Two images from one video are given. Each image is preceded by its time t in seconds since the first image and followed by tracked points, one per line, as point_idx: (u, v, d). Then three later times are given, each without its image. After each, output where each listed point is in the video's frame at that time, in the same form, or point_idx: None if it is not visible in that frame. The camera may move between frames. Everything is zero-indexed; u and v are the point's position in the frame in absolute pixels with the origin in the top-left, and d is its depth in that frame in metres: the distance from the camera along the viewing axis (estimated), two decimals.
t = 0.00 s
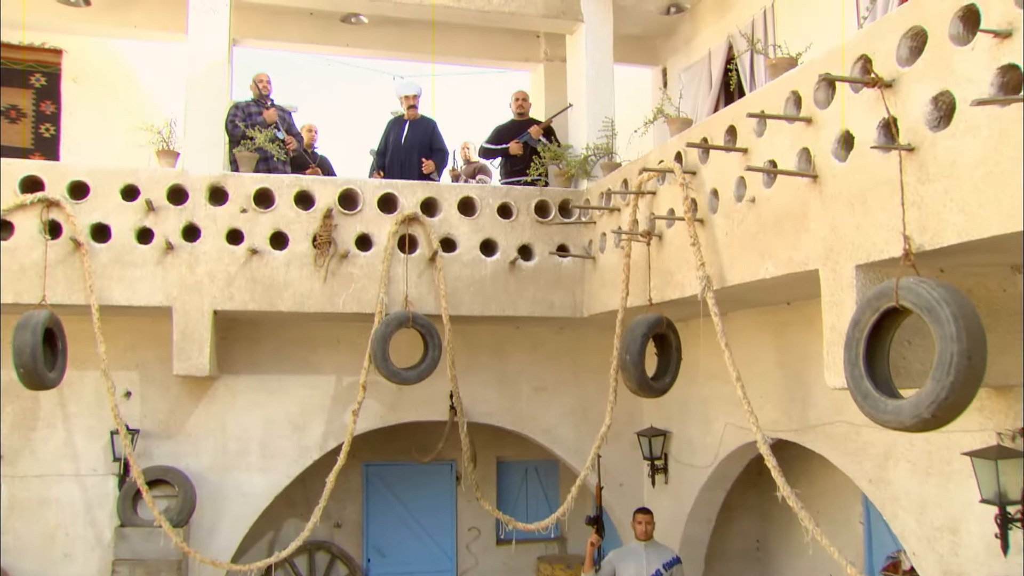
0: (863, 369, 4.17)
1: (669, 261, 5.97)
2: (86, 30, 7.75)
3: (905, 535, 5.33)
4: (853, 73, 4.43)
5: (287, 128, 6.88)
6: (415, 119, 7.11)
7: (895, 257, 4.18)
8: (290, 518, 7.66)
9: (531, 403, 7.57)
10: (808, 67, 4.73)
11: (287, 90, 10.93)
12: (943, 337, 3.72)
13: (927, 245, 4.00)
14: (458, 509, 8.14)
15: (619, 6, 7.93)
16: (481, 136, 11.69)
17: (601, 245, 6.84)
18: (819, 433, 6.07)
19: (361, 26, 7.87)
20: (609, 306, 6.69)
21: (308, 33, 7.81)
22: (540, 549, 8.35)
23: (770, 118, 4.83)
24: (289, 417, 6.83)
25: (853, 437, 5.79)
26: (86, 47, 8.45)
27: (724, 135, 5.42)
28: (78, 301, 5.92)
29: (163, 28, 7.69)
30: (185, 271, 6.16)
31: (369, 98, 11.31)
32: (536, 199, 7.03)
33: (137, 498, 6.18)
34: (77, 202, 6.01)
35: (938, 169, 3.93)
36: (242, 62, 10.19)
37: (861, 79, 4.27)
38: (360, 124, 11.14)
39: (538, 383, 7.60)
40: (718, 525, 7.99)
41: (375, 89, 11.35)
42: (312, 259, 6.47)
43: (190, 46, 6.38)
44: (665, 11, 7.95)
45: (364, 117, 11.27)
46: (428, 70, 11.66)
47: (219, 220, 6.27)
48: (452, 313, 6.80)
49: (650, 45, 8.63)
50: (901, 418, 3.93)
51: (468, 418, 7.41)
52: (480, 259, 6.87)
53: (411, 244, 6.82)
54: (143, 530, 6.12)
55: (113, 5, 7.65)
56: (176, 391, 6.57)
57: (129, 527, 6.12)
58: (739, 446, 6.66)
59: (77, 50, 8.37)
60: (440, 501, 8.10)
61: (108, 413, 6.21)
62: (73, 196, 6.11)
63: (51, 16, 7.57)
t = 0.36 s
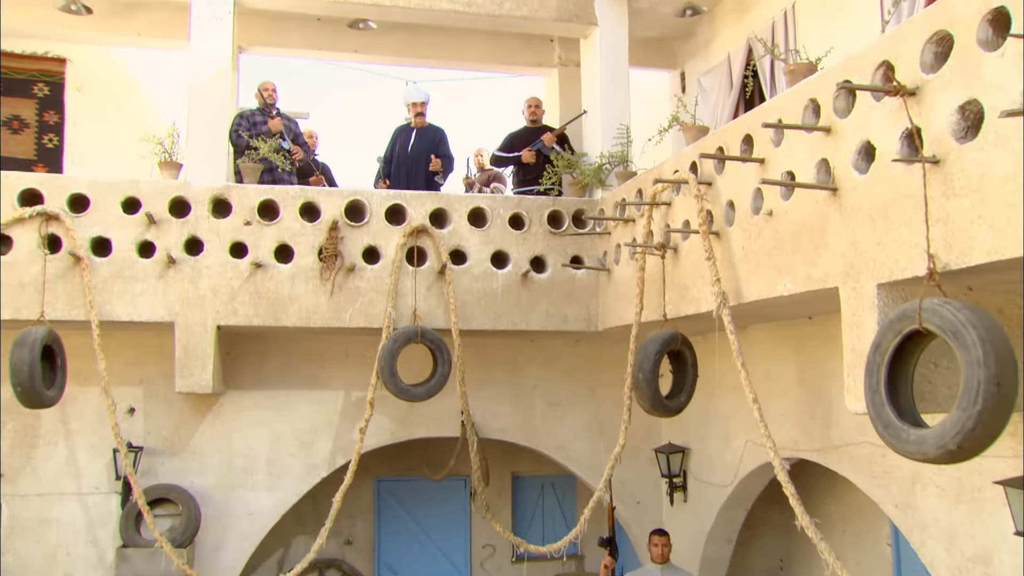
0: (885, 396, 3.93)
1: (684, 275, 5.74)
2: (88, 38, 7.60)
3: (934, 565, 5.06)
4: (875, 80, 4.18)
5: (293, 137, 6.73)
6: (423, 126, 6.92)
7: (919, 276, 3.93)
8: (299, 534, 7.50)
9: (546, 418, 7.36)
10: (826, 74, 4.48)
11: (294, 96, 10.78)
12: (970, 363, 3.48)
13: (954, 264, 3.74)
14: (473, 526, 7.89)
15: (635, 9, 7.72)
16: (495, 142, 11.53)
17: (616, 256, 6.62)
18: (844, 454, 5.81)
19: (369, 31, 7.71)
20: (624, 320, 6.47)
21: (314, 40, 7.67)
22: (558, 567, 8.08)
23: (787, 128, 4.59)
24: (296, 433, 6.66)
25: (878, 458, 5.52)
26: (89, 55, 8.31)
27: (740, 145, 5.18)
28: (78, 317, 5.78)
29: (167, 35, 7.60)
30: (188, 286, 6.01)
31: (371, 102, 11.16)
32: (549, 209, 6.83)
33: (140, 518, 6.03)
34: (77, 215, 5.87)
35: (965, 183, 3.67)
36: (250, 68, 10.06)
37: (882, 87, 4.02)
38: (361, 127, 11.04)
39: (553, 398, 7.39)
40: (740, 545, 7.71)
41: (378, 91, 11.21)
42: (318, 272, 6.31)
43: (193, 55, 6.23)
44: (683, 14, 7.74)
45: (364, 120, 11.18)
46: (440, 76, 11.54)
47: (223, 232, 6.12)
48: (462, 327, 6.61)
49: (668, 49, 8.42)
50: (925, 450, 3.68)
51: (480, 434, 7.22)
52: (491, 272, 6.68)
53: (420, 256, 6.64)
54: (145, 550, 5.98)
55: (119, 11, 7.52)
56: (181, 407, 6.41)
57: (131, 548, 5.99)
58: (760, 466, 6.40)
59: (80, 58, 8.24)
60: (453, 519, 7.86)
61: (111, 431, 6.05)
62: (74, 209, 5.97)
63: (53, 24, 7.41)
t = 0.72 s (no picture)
0: (908, 424, 3.69)
1: (699, 288, 5.51)
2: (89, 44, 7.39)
3: None
4: (897, 87, 3.93)
5: (298, 146, 6.57)
6: (430, 134, 6.74)
7: (944, 296, 3.68)
8: (307, 551, 7.35)
9: (559, 433, 7.15)
10: (845, 80, 4.24)
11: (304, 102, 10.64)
12: (998, 392, 3.23)
13: (981, 284, 3.49)
14: (486, 543, 7.65)
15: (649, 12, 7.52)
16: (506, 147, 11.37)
17: (630, 267, 6.40)
18: (868, 475, 5.55)
19: (375, 36, 7.55)
20: (638, 334, 6.24)
21: (320, 45, 7.53)
22: None
23: (804, 137, 4.35)
24: (301, 450, 6.49)
25: (903, 481, 5.26)
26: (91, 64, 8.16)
27: (756, 154, 4.94)
28: (76, 332, 5.64)
29: (167, 42, 7.47)
30: (188, 299, 5.86)
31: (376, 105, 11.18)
32: (560, 218, 6.62)
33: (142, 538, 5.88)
34: (75, 228, 5.74)
35: (993, 198, 3.42)
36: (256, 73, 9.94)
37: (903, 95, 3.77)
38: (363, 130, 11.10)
39: (566, 412, 7.18)
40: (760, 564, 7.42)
41: (381, 95, 11.22)
42: (322, 285, 6.15)
43: (193, 61, 6.08)
44: (699, 16, 7.52)
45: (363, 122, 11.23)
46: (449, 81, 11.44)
47: (224, 244, 5.96)
48: (471, 341, 6.42)
49: (686, 51, 8.21)
50: (951, 484, 3.44)
51: (491, 449, 7.02)
52: (501, 284, 6.48)
53: (427, 268, 6.45)
54: (145, 570, 5.78)
55: (120, 16, 7.34)
56: (184, 423, 6.26)
57: (131, 568, 5.81)
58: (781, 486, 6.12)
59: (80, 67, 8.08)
60: (465, 536, 7.64)
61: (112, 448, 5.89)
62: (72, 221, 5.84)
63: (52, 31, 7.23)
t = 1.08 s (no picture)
0: (935, 454, 3.43)
1: (716, 301, 5.28)
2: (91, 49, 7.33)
3: None
4: (923, 93, 3.67)
5: (302, 152, 6.41)
6: (439, 139, 6.54)
7: (972, 318, 3.42)
8: (315, 566, 7.19)
9: (573, 448, 6.92)
10: (867, 84, 3.99)
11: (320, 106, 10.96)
12: None
13: (1012, 306, 3.23)
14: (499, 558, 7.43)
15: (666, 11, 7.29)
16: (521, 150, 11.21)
17: (645, 277, 6.17)
18: (894, 496, 5.28)
19: (383, 38, 7.38)
20: (653, 347, 6.02)
21: (328, 48, 7.38)
22: None
23: (823, 145, 4.10)
24: (308, 465, 6.31)
25: (930, 505, 5.00)
26: (93, 65, 7.61)
27: (774, 162, 4.69)
28: (74, 346, 5.51)
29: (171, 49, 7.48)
30: (189, 312, 5.70)
31: (391, 105, 11.35)
32: (574, 226, 6.40)
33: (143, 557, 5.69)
34: (73, 239, 5.61)
35: None
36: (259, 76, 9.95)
37: (928, 102, 3.52)
38: (376, 130, 11.28)
39: (581, 425, 6.95)
40: None
41: (396, 95, 11.36)
42: (327, 297, 5.98)
43: (195, 67, 5.93)
44: (716, 15, 7.28)
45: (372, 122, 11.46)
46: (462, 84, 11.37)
47: (226, 255, 5.81)
48: (481, 354, 6.23)
49: (706, 50, 7.98)
50: (981, 523, 3.18)
51: (504, 464, 6.82)
52: (512, 295, 6.28)
53: (436, 278, 6.26)
54: None
55: (122, 21, 7.34)
56: (187, 438, 6.09)
57: None
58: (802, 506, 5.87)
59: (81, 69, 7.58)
60: (478, 552, 7.43)
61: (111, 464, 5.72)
62: (71, 232, 5.70)
63: (52, 38, 7.18)
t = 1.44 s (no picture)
0: (965, 488, 3.20)
1: (734, 314, 5.05)
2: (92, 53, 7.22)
3: None
4: (950, 99, 3.42)
5: (307, 159, 6.24)
6: (448, 145, 6.34)
7: (1005, 341, 3.17)
8: None
9: (588, 462, 6.70)
10: (890, 89, 3.74)
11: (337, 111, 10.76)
12: None
13: None
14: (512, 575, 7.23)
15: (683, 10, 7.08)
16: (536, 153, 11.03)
17: (660, 287, 5.94)
18: (923, 519, 5.01)
19: (392, 41, 7.22)
20: (669, 360, 5.79)
21: (335, 52, 7.22)
22: None
23: (844, 153, 3.86)
24: (314, 481, 6.14)
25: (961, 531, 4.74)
26: (95, 71, 7.61)
27: (792, 170, 4.45)
28: (71, 360, 5.37)
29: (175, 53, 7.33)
30: (189, 325, 5.54)
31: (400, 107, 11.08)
32: (587, 234, 6.19)
33: None
34: (70, 249, 5.46)
35: None
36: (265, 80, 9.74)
37: (955, 109, 3.26)
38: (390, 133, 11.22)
39: (596, 439, 6.73)
40: None
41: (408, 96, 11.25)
42: (332, 309, 5.81)
43: (195, 72, 5.78)
44: (734, 14, 7.06)
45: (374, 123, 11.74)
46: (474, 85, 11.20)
47: (228, 266, 5.65)
48: (491, 367, 6.03)
49: (725, 50, 7.76)
50: (1015, 565, 2.95)
51: (516, 479, 6.62)
52: (523, 306, 6.08)
53: (444, 289, 6.08)
54: None
55: (122, 25, 7.20)
56: (191, 453, 5.93)
57: None
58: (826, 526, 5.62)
59: (82, 74, 7.53)
60: (490, 568, 7.22)
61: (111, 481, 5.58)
62: (69, 242, 5.55)
63: (53, 42, 7.08)
